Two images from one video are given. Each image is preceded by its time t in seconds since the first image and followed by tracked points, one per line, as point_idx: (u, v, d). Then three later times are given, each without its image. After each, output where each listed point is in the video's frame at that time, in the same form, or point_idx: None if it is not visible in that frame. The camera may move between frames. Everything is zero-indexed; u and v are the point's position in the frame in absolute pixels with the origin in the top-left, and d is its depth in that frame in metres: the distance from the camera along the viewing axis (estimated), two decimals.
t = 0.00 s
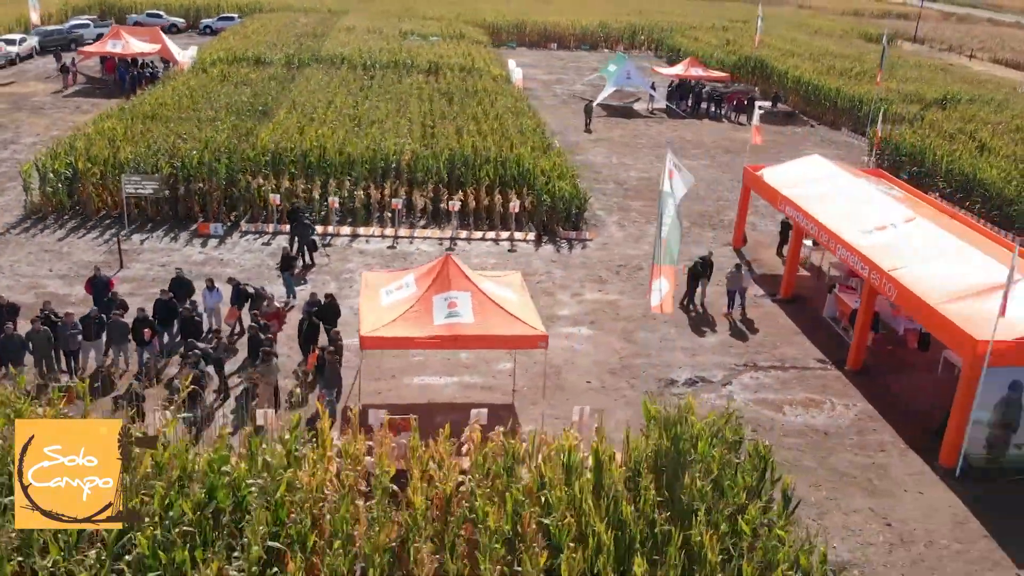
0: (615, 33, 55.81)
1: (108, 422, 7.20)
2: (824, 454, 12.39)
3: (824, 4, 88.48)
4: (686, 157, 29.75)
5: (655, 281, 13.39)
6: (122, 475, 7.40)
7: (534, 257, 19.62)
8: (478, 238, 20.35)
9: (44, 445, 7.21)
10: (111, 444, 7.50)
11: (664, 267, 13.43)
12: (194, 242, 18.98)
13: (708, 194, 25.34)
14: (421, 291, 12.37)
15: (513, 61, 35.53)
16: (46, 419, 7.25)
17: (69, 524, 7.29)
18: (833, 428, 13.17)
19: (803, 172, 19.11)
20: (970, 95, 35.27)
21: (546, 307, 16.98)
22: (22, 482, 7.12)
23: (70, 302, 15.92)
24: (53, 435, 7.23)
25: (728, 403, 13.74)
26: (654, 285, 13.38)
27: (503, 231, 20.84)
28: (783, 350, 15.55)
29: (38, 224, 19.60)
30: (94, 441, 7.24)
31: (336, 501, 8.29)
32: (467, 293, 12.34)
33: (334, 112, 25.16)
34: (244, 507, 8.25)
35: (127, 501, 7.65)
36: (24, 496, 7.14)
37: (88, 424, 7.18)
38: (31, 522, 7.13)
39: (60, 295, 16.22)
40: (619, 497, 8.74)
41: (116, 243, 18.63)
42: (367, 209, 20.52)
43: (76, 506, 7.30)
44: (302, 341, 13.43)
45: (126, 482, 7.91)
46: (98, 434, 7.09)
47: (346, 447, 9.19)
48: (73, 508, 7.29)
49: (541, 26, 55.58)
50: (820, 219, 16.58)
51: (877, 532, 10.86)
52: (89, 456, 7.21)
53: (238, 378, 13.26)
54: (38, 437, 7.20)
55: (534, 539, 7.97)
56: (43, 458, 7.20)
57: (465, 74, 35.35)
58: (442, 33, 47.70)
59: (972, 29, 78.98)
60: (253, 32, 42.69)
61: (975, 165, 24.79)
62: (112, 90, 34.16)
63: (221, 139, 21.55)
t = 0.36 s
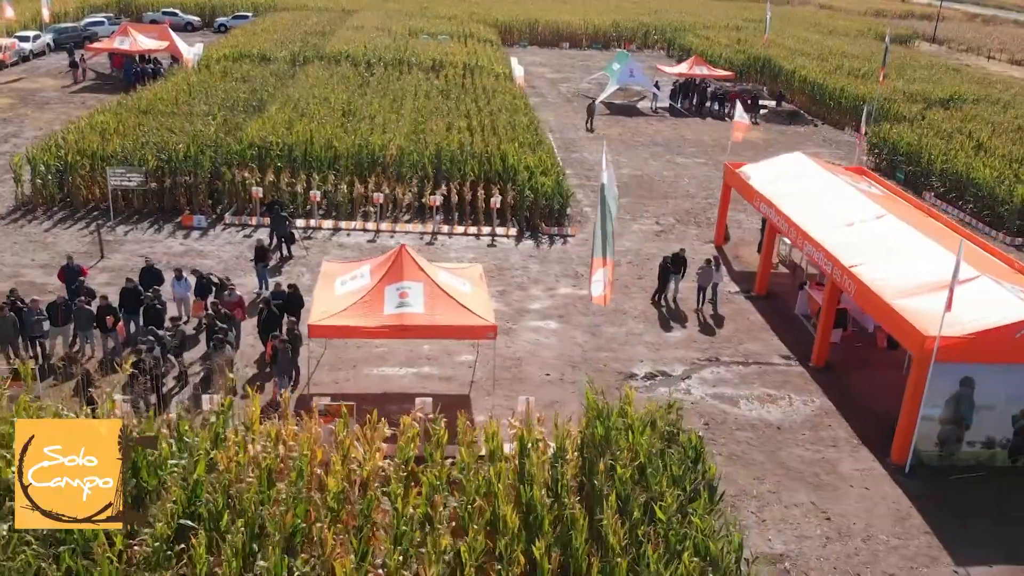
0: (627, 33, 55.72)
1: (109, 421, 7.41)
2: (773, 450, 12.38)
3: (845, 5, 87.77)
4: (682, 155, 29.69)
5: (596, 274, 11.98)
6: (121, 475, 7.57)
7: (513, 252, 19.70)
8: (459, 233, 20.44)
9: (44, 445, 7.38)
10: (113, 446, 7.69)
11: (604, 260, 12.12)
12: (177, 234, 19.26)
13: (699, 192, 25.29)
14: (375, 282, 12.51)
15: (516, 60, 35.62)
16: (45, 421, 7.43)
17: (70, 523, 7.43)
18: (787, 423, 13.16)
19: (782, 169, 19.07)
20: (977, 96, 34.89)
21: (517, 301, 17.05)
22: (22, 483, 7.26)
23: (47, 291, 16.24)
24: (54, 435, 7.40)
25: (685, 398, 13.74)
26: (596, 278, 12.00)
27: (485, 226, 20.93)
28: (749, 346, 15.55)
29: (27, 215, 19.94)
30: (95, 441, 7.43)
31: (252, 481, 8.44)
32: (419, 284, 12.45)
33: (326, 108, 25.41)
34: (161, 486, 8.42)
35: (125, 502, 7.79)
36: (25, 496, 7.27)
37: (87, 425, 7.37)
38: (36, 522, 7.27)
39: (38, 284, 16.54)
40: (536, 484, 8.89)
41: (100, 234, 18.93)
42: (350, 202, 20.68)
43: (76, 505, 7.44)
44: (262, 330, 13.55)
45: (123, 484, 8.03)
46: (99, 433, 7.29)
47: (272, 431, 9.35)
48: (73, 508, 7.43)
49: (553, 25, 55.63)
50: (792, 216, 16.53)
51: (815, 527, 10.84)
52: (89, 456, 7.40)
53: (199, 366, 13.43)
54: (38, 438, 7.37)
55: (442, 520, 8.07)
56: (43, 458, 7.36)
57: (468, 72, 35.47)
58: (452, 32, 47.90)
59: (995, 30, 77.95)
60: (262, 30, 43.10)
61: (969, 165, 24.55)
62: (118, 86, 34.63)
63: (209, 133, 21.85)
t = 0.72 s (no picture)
0: (641, 32, 55.60)
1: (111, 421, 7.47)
2: (727, 443, 12.43)
3: (869, 5, 86.86)
4: (682, 153, 29.65)
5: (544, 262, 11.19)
6: (121, 475, 7.54)
7: (497, 246, 19.81)
8: (445, 228, 20.58)
9: (44, 445, 7.33)
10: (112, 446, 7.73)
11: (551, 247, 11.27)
12: (167, 226, 19.58)
13: (693, 190, 25.25)
14: (336, 271, 12.67)
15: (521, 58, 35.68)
16: (44, 421, 7.42)
17: (70, 525, 7.36)
18: (747, 417, 13.18)
19: (764, 168, 19.12)
20: (986, 96, 34.47)
21: (494, 294, 17.17)
22: (22, 482, 7.20)
23: (32, 279, 16.61)
24: (53, 435, 7.37)
25: (648, 391, 13.84)
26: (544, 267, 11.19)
27: (472, 221, 21.05)
28: (719, 342, 15.57)
29: (22, 206, 20.35)
30: (95, 441, 7.42)
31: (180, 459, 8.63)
32: (379, 274, 12.59)
33: (322, 104, 25.69)
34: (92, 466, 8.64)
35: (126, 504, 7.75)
36: (24, 496, 7.20)
37: (88, 423, 7.40)
38: (33, 523, 7.16)
39: (25, 272, 16.92)
40: (464, 469, 9.02)
41: (90, 225, 19.28)
42: (339, 195, 20.93)
43: (75, 506, 7.35)
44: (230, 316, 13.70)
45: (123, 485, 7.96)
46: (100, 432, 7.33)
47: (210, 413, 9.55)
48: (72, 508, 7.35)
49: (567, 25, 55.67)
50: (767, 214, 16.54)
51: (759, 518, 10.88)
52: (90, 456, 7.36)
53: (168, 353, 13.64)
54: (37, 437, 7.34)
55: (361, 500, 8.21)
56: (43, 458, 7.31)
57: (474, 70, 35.63)
58: (464, 31, 48.04)
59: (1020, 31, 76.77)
60: (275, 28, 43.51)
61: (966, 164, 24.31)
62: (129, 82, 35.16)
63: (203, 128, 22.19)
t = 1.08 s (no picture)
0: (656, 32, 55.46)
1: (110, 421, 7.28)
2: (688, 437, 12.49)
3: (893, 6, 85.97)
4: (684, 152, 29.62)
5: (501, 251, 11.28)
6: (121, 475, 7.37)
7: (484, 240, 19.92)
8: (434, 223, 20.73)
9: (44, 445, 7.18)
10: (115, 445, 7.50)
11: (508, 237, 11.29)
12: (160, 219, 19.91)
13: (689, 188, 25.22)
14: (306, 261, 12.85)
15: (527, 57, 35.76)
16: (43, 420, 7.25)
17: (71, 525, 7.22)
18: (712, 411, 13.21)
19: (751, 166, 19.16)
20: (996, 96, 34.08)
21: (475, 288, 17.29)
22: (21, 483, 7.01)
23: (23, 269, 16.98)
24: (52, 435, 7.21)
25: (617, 384, 13.94)
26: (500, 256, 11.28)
27: (461, 216, 21.17)
28: (694, 337, 15.62)
29: (21, 198, 20.75)
30: (95, 440, 7.25)
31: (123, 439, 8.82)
32: (347, 264, 12.74)
33: (322, 100, 25.95)
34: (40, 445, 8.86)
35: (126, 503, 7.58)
36: (23, 497, 7.02)
37: (88, 422, 7.21)
38: (31, 523, 7.01)
39: (17, 262, 17.30)
40: (403, 451, 9.08)
41: (86, 217, 19.64)
42: (330, 189, 21.16)
43: (75, 506, 7.22)
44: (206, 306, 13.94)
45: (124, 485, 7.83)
46: (98, 432, 7.11)
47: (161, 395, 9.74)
48: (72, 508, 7.22)
49: (582, 25, 55.67)
50: (747, 212, 16.57)
51: (711, 509, 10.94)
52: (89, 456, 7.19)
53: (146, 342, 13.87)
54: (37, 437, 7.18)
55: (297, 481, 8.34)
56: (43, 458, 7.17)
57: (481, 68, 35.77)
58: (476, 30, 48.17)
59: None
60: (288, 27, 43.88)
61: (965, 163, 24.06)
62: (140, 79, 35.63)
63: (200, 122, 22.51)
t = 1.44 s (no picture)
0: (674, 32, 55.30)
1: (108, 421, 7.13)
2: (654, 429, 12.59)
3: (921, 5, 84.94)
4: (688, 150, 29.59)
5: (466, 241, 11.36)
6: (122, 474, 7.30)
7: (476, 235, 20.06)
8: (428, 217, 20.91)
9: (43, 445, 7.12)
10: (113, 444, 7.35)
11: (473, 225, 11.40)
12: (159, 212, 20.30)
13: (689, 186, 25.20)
14: (281, 251, 13.07)
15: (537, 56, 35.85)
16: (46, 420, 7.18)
17: (72, 525, 7.13)
18: (682, 405, 13.30)
19: (742, 163, 19.15)
20: (1011, 96, 33.66)
21: (461, 281, 17.45)
22: (21, 482, 6.95)
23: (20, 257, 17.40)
24: (52, 435, 7.15)
25: (590, 376, 14.06)
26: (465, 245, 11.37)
27: (456, 212, 21.33)
28: (673, 333, 15.70)
29: (26, 190, 21.23)
30: (95, 441, 7.19)
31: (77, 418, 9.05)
32: (321, 254, 12.94)
33: (325, 96, 26.25)
34: None
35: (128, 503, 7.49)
36: (23, 496, 6.95)
37: (87, 423, 7.12)
38: (33, 523, 6.93)
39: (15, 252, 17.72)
40: (350, 432, 9.20)
41: (87, 209, 20.07)
42: (326, 183, 21.44)
43: (77, 506, 7.15)
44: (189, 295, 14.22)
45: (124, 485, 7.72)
46: (98, 433, 7.01)
47: (121, 377, 9.96)
48: (74, 508, 7.14)
49: (599, 25, 55.67)
50: (730, 209, 16.60)
51: (668, 499, 11.01)
52: (89, 456, 7.11)
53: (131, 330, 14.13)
54: (37, 437, 7.13)
55: (241, 460, 8.53)
56: (43, 458, 7.11)
57: (491, 66, 35.93)
58: (490, 29, 48.33)
59: None
60: (304, 26, 44.29)
61: (968, 162, 23.83)
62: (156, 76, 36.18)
63: (201, 117, 22.88)
